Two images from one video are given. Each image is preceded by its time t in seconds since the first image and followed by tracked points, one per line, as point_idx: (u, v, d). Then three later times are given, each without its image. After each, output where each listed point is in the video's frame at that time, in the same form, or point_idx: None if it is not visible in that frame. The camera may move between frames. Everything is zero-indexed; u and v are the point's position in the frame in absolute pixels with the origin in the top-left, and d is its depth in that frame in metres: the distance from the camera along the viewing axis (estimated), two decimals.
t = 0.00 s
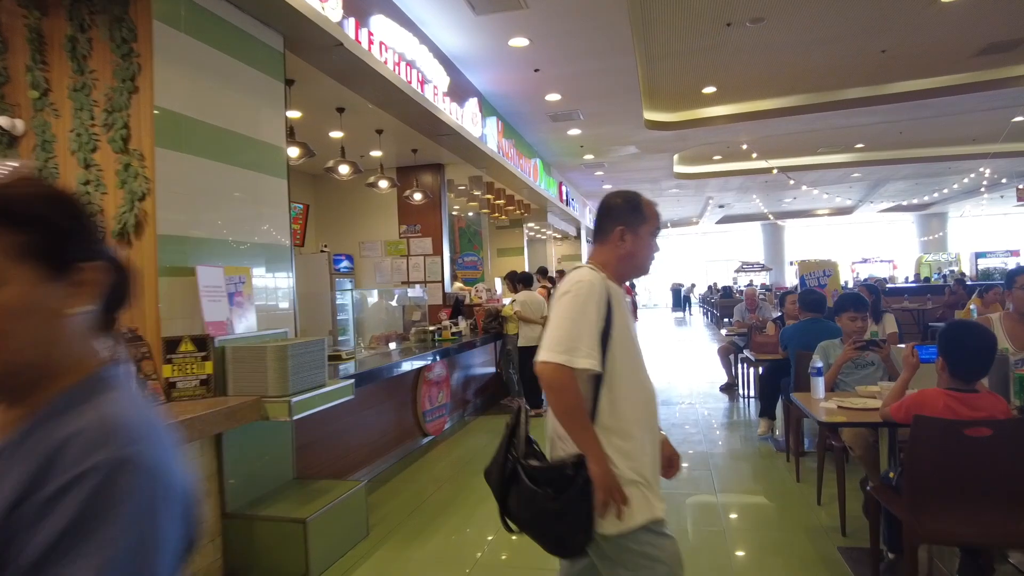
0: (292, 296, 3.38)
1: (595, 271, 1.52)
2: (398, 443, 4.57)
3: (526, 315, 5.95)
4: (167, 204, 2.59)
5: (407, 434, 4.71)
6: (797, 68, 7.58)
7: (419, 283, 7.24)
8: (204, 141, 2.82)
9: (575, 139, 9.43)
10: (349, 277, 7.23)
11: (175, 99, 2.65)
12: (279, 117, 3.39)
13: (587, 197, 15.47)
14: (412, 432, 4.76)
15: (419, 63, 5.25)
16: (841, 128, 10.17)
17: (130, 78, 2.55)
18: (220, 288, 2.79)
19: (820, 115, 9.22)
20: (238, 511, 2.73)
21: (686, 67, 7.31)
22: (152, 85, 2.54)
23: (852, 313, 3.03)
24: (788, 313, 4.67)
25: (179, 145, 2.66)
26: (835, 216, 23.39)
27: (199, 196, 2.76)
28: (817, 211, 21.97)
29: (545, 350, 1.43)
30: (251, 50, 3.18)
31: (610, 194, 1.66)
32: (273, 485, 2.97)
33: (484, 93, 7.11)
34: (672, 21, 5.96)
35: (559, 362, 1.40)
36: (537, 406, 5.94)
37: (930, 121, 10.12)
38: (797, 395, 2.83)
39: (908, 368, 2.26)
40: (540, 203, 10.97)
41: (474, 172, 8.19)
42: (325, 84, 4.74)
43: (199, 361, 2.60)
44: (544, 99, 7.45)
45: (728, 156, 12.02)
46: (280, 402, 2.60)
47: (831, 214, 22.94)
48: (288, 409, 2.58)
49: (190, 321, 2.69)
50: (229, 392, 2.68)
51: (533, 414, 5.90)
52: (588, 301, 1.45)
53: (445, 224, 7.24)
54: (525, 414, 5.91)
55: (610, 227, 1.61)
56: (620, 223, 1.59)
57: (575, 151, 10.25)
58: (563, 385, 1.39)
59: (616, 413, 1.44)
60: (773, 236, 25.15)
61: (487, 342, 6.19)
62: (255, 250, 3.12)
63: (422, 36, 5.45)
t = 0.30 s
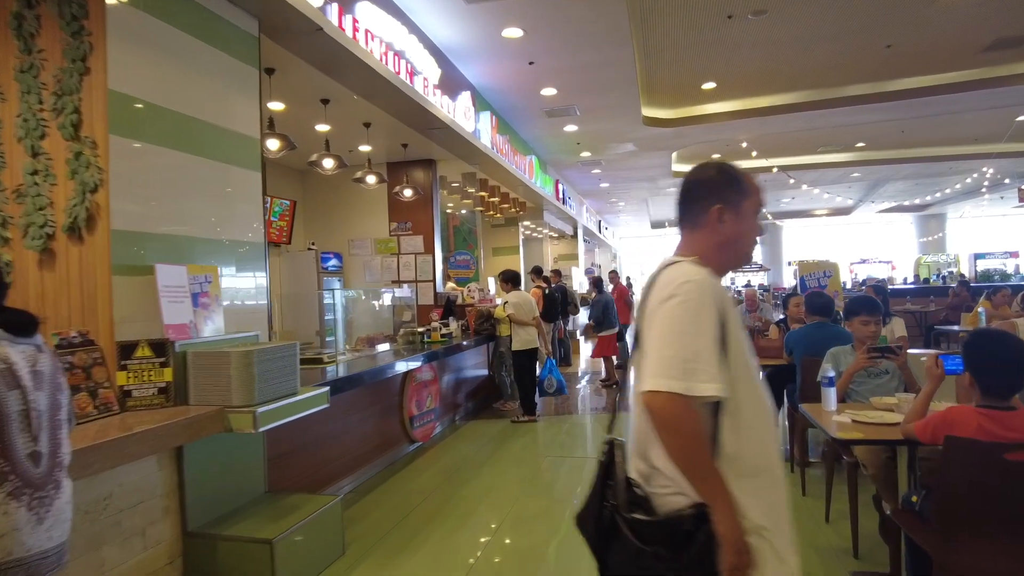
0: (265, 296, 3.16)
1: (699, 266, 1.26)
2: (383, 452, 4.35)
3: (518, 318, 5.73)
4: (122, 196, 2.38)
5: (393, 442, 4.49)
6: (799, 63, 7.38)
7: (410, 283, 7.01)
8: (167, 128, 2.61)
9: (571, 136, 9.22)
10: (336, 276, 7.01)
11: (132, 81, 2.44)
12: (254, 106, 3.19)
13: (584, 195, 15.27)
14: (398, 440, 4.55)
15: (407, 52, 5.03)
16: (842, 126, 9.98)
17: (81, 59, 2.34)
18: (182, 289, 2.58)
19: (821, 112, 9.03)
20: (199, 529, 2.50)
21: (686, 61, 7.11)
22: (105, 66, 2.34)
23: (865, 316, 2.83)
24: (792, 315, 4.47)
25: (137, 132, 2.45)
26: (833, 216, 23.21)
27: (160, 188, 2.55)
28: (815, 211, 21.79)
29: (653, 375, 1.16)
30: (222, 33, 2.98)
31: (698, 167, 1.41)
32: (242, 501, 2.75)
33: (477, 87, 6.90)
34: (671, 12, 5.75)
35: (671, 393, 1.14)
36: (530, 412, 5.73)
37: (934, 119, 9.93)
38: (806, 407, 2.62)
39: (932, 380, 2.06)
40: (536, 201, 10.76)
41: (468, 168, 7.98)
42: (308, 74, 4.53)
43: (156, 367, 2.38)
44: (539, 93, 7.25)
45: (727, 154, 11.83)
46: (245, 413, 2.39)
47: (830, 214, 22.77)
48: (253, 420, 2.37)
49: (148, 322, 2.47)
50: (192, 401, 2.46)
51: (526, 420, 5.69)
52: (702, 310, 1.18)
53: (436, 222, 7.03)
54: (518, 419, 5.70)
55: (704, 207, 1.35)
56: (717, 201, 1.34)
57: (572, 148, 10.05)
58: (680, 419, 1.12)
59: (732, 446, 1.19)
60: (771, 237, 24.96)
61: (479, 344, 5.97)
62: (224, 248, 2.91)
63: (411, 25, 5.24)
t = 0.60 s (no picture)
0: (232, 298, 2.95)
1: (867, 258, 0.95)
2: (367, 462, 4.12)
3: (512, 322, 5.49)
4: (62, 186, 2.15)
5: (377, 451, 4.26)
6: (803, 57, 7.15)
7: (401, 283, 6.78)
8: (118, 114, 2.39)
9: (569, 132, 9.00)
10: (325, 276, 6.78)
11: (75, 57, 2.22)
12: (223, 92, 2.97)
13: (583, 194, 15.07)
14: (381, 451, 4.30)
15: (396, 41, 4.81)
16: (846, 123, 9.75)
17: (16, 34, 2.11)
18: (137, 290, 2.33)
19: (825, 109, 8.80)
20: (152, 556, 2.26)
21: (688, 54, 6.88)
22: (44, 38, 2.12)
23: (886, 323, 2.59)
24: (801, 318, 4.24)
25: (81, 117, 2.23)
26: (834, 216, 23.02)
27: (109, 179, 2.33)
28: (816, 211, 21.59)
29: (838, 402, 0.85)
30: (187, 13, 2.76)
31: (839, 141, 1.10)
32: (201, 524, 2.52)
33: (471, 80, 6.68)
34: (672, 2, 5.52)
35: (872, 428, 0.83)
36: (524, 418, 5.50)
37: (939, 117, 9.71)
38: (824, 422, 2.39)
39: (970, 398, 1.84)
40: (533, 199, 10.52)
41: (462, 165, 7.75)
42: (289, 63, 4.30)
43: (103, 378, 2.13)
44: (536, 87, 7.02)
45: (727, 152, 11.61)
46: (200, 429, 2.15)
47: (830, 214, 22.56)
48: (209, 437, 2.14)
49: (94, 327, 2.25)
50: (143, 415, 2.22)
51: (520, 427, 5.46)
52: (900, 313, 0.88)
53: (429, 220, 6.79)
54: (511, 426, 5.47)
55: (852, 192, 1.06)
56: (872, 181, 1.04)
57: (570, 145, 9.83)
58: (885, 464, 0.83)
59: (923, 494, 0.90)
60: (771, 236, 24.77)
61: (472, 347, 5.74)
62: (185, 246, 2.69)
63: (400, 14, 5.01)
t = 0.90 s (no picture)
0: (201, 298, 2.75)
1: None
2: (352, 473, 3.90)
3: (509, 326, 5.26)
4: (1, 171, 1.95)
5: (364, 462, 4.04)
6: (810, 51, 6.93)
7: (395, 284, 6.56)
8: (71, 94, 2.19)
9: (569, 129, 8.77)
10: (315, 275, 6.56)
11: (16, 33, 2.00)
12: (194, 76, 2.75)
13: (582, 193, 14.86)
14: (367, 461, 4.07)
15: (388, 30, 4.59)
16: (852, 121, 9.54)
17: None
18: (89, 292, 2.10)
19: (832, 106, 8.57)
20: None
21: (692, 48, 6.67)
22: None
23: (911, 330, 2.37)
24: (812, 322, 4.03)
25: (25, 96, 2.03)
26: (836, 217, 22.80)
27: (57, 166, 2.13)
28: (818, 211, 21.38)
29: None
30: None
31: None
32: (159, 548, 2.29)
33: (467, 73, 6.45)
34: None
35: None
36: (521, 426, 5.28)
37: (947, 115, 9.50)
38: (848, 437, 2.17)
39: None
40: (533, 198, 10.29)
41: (458, 162, 7.54)
42: (274, 51, 4.09)
43: (45, 391, 1.88)
44: (535, 82, 6.81)
45: (730, 151, 11.40)
46: (155, 447, 1.91)
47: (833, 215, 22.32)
48: (163, 455, 1.90)
49: (39, 331, 2.04)
50: (92, 432, 1.99)
51: (517, 434, 5.24)
52: None
53: (424, 219, 6.56)
54: (507, 434, 5.25)
55: None
56: None
57: (569, 143, 9.62)
58: None
59: None
60: (773, 237, 24.54)
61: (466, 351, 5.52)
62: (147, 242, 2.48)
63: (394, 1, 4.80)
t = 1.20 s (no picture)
0: (172, 300, 2.50)
1: None
2: (338, 488, 3.64)
3: (508, 329, 5.01)
4: None
5: (352, 476, 3.79)
6: (824, 45, 6.67)
7: (391, 284, 6.31)
8: (16, 66, 1.93)
9: (572, 125, 8.52)
10: (309, 274, 6.31)
11: None
12: (165, 55, 2.51)
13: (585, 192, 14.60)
14: (356, 477, 3.82)
15: (382, 16, 4.33)
16: (863, 119, 9.27)
17: None
18: (32, 293, 1.86)
19: (843, 102, 8.33)
20: None
21: (700, 41, 6.39)
22: None
23: (957, 340, 2.13)
24: (832, 328, 3.78)
25: None
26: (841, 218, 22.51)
27: None
28: (823, 212, 21.10)
29: None
30: None
31: None
32: None
33: (467, 65, 6.20)
34: None
35: None
36: (521, 435, 5.02)
37: (962, 112, 9.22)
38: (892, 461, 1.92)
39: None
40: (534, 196, 10.04)
41: (457, 157, 7.28)
42: (261, 35, 3.84)
43: None
44: (537, 75, 6.56)
45: (737, 149, 11.12)
46: (100, 472, 1.65)
47: (839, 216, 22.05)
48: (109, 481, 1.64)
49: None
50: (29, 449, 1.73)
51: (517, 444, 4.99)
52: None
53: (422, 216, 6.31)
54: (506, 443, 5.00)
55: None
56: None
57: (572, 140, 9.37)
58: None
59: None
60: (777, 238, 24.27)
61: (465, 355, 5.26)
62: (105, 239, 2.23)
63: None
